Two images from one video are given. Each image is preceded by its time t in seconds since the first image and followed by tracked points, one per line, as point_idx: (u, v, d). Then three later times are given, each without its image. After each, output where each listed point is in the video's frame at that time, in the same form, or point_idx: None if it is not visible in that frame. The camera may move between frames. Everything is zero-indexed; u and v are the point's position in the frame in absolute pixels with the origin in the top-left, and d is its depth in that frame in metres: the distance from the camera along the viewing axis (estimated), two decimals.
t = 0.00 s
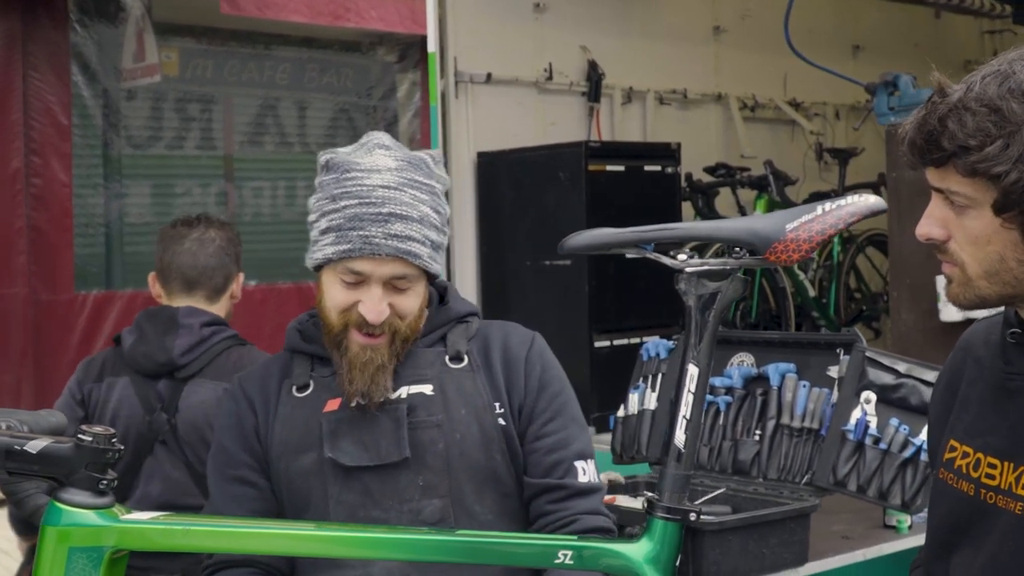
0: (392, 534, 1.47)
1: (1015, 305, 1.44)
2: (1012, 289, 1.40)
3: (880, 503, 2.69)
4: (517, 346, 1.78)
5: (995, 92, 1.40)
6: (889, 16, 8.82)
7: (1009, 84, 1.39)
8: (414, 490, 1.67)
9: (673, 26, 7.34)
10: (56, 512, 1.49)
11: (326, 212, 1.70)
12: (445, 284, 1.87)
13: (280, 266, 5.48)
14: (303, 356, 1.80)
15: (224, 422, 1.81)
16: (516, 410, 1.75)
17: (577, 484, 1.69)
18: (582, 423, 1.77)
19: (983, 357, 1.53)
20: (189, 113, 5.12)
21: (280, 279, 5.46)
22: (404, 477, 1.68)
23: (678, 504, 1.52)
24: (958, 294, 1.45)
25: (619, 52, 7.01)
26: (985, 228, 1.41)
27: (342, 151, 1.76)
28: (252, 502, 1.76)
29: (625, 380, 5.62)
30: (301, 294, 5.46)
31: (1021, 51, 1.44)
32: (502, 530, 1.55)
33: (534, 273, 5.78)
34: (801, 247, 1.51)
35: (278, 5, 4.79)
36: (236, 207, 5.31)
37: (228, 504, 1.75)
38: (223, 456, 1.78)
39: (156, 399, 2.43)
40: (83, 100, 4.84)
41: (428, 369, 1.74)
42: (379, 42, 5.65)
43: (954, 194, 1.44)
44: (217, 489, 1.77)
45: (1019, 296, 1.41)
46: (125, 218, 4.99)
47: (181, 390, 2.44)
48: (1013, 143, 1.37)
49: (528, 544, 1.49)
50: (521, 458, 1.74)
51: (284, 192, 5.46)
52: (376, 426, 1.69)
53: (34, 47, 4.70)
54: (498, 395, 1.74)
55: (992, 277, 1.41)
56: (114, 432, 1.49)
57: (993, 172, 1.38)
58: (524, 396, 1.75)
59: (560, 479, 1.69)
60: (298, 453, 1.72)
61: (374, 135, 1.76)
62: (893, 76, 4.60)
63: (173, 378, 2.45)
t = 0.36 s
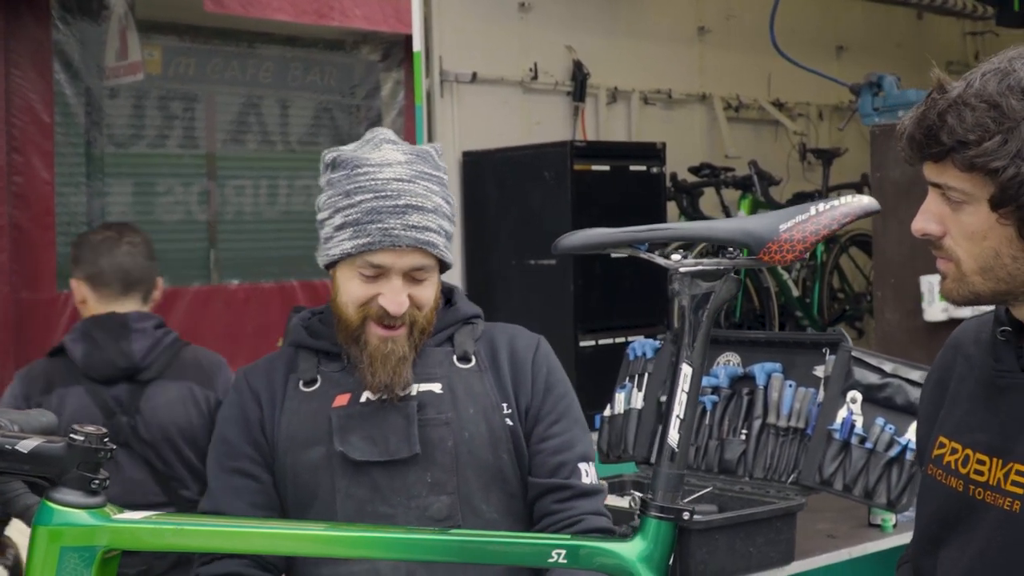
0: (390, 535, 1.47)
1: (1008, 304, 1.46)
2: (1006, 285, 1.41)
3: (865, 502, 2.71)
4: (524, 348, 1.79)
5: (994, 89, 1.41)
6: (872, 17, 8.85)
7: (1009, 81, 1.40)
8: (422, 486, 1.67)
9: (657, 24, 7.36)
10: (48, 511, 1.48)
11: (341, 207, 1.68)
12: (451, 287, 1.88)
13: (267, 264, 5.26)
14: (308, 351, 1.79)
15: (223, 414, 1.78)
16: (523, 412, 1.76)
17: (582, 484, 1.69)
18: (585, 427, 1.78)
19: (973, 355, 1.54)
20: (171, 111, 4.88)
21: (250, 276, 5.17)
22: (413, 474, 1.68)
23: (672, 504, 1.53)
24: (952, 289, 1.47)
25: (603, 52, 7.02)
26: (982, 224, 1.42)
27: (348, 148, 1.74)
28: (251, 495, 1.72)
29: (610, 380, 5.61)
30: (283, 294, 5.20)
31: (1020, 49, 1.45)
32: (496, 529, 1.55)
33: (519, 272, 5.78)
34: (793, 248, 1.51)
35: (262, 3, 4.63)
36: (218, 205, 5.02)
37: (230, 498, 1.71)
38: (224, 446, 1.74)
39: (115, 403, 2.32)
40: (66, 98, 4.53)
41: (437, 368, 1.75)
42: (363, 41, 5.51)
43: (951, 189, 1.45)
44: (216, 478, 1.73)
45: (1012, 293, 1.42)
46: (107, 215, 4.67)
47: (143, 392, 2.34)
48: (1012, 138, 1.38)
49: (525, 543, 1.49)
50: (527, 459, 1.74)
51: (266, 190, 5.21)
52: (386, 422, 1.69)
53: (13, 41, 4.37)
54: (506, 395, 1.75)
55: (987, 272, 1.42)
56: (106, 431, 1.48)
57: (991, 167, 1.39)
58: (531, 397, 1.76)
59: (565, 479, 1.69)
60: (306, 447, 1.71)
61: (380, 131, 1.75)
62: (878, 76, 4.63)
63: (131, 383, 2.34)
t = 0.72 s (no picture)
0: (378, 534, 1.47)
1: (991, 305, 1.47)
2: (989, 285, 1.42)
3: (848, 501, 2.72)
4: (519, 345, 1.79)
5: (976, 91, 1.42)
6: (853, 17, 8.86)
7: (990, 84, 1.41)
8: (415, 485, 1.67)
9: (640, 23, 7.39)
10: (33, 512, 1.47)
11: (349, 199, 1.69)
12: (452, 285, 1.89)
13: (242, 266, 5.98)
14: (308, 347, 1.80)
15: (224, 410, 1.78)
16: (516, 409, 1.75)
17: (565, 485, 1.68)
18: (576, 425, 1.78)
19: (957, 355, 1.55)
20: (152, 109, 5.61)
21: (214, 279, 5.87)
22: (406, 472, 1.67)
23: (658, 503, 1.52)
24: (936, 290, 1.47)
25: (587, 51, 7.03)
26: (963, 224, 1.43)
27: (363, 142, 1.75)
28: (255, 492, 1.72)
29: (594, 379, 5.62)
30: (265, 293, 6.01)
31: (1002, 52, 1.46)
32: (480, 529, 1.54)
33: (502, 272, 5.77)
34: (780, 248, 1.51)
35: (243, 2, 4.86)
36: (199, 203, 5.80)
37: (234, 495, 1.71)
38: (225, 443, 1.74)
39: (42, 393, 2.72)
40: (47, 96, 5.22)
41: (433, 367, 1.75)
42: (345, 41, 6.21)
43: (934, 191, 1.45)
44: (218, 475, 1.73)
45: (995, 294, 1.42)
46: (87, 214, 5.44)
47: (68, 379, 2.78)
48: (992, 140, 1.39)
49: (510, 543, 1.48)
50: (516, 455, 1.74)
51: (246, 188, 5.99)
52: (379, 420, 1.68)
53: None
54: (500, 393, 1.75)
55: (970, 273, 1.43)
56: (91, 431, 1.49)
57: (971, 168, 1.40)
58: (521, 394, 1.76)
59: (547, 479, 1.69)
60: (303, 443, 1.71)
61: (395, 128, 1.76)
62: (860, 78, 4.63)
63: (54, 371, 2.76)
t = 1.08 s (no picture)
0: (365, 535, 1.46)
1: (975, 307, 1.48)
2: (972, 286, 1.43)
3: (830, 501, 2.72)
4: (527, 367, 1.81)
5: (959, 93, 1.42)
6: (836, 19, 8.87)
7: (973, 86, 1.42)
8: (416, 487, 1.65)
9: (625, 22, 7.40)
10: (15, 512, 1.46)
11: (376, 193, 1.69)
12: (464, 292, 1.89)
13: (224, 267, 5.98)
14: (318, 332, 1.77)
15: (223, 377, 1.73)
16: (518, 428, 1.77)
17: (556, 509, 1.70)
18: (570, 452, 1.81)
19: (941, 355, 1.55)
20: (134, 108, 5.62)
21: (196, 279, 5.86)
22: (409, 472, 1.65)
23: (644, 503, 1.52)
24: (920, 291, 1.48)
25: (570, 51, 7.05)
26: (947, 226, 1.44)
27: (392, 138, 1.75)
28: (248, 469, 1.67)
29: (577, 379, 5.62)
30: (248, 293, 5.98)
31: (985, 54, 1.47)
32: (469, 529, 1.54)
33: (485, 271, 5.75)
34: (764, 249, 1.51)
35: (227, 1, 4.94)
36: (181, 203, 5.81)
37: (222, 469, 1.66)
38: (223, 414, 1.69)
39: (15, 391, 2.76)
40: (28, 94, 5.21)
41: (444, 372, 1.74)
42: (330, 40, 6.28)
43: (918, 193, 1.46)
44: (215, 447, 1.68)
45: (978, 295, 1.44)
46: (69, 214, 5.43)
47: (39, 377, 2.81)
48: (975, 141, 1.39)
49: (497, 543, 1.48)
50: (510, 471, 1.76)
51: (229, 188, 6.01)
52: (389, 417, 1.67)
53: None
54: (506, 409, 1.76)
55: (953, 274, 1.44)
56: (75, 430, 1.47)
57: (954, 169, 1.40)
58: (525, 413, 1.78)
59: (540, 501, 1.71)
60: (308, 429, 1.68)
61: (423, 128, 1.76)
62: (843, 79, 4.68)
63: (26, 370, 2.80)
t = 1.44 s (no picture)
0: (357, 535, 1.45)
1: (958, 308, 1.47)
2: (953, 287, 1.42)
3: (817, 501, 2.75)
4: (510, 364, 1.76)
5: (940, 94, 1.42)
6: (821, 20, 8.92)
7: (954, 88, 1.41)
8: (400, 488, 1.63)
9: (609, 23, 7.43)
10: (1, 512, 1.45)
11: (371, 178, 1.68)
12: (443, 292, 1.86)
13: (210, 267, 6.13)
14: (296, 334, 1.74)
15: (200, 386, 1.70)
16: (502, 425, 1.73)
17: (547, 504, 1.69)
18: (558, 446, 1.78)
19: (924, 355, 1.55)
20: (118, 106, 5.73)
21: (180, 279, 6.01)
22: (392, 474, 1.64)
23: (632, 503, 1.50)
24: (901, 291, 1.46)
25: (558, 51, 7.05)
26: (928, 226, 1.43)
27: (337, 138, 1.76)
28: (226, 480, 1.66)
29: (563, 379, 5.62)
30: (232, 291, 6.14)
31: (967, 56, 1.46)
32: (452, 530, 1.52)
33: (471, 271, 5.75)
34: (754, 250, 1.48)
35: None
36: (167, 203, 5.97)
37: (201, 481, 1.65)
38: (201, 425, 1.67)
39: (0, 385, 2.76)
40: (11, 93, 5.28)
41: (426, 371, 1.71)
42: (314, 39, 6.18)
43: (899, 192, 1.45)
44: (192, 459, 1.66)
45: (960, 296, 1.42)
46: (52, 212, 5.52)
47: (24, 369, 2.82)
48: (955, 142, 1.39)
49: (484, 544, 1.47)
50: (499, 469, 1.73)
51: (215, 187, 6.14)
52: (371, 420, 1.64)
53: None
54: (489, 406, 1.72)
55: (934, 274, 1.43)
56: (61, 430, 1.47)
57: (934, 169, 1.40)
58: (510, 412, 1.74)
59: (531, 497, 1.70)
60: (287, 435, 1.65)
61: (354, 121, 1.80)
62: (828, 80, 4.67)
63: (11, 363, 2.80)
